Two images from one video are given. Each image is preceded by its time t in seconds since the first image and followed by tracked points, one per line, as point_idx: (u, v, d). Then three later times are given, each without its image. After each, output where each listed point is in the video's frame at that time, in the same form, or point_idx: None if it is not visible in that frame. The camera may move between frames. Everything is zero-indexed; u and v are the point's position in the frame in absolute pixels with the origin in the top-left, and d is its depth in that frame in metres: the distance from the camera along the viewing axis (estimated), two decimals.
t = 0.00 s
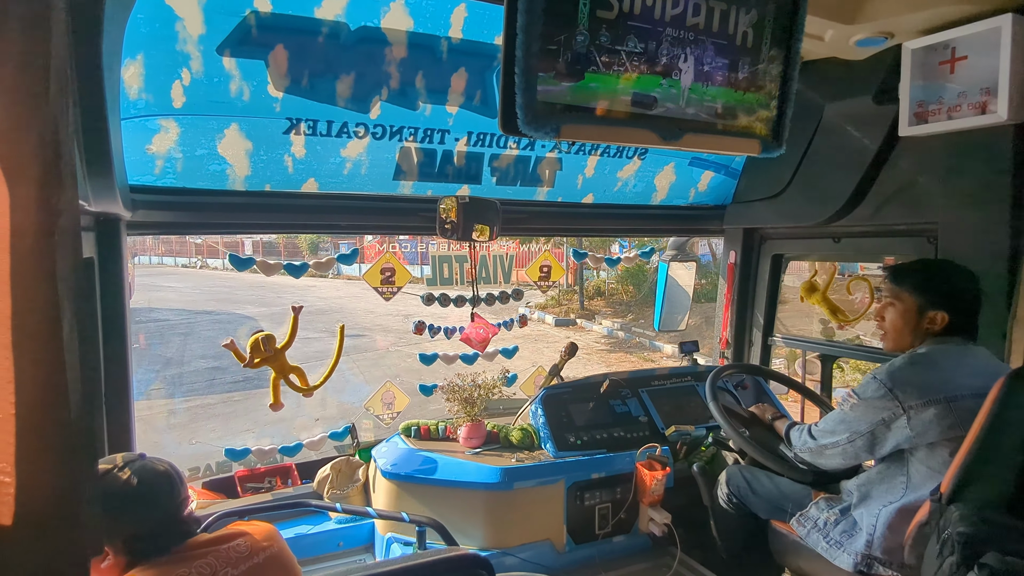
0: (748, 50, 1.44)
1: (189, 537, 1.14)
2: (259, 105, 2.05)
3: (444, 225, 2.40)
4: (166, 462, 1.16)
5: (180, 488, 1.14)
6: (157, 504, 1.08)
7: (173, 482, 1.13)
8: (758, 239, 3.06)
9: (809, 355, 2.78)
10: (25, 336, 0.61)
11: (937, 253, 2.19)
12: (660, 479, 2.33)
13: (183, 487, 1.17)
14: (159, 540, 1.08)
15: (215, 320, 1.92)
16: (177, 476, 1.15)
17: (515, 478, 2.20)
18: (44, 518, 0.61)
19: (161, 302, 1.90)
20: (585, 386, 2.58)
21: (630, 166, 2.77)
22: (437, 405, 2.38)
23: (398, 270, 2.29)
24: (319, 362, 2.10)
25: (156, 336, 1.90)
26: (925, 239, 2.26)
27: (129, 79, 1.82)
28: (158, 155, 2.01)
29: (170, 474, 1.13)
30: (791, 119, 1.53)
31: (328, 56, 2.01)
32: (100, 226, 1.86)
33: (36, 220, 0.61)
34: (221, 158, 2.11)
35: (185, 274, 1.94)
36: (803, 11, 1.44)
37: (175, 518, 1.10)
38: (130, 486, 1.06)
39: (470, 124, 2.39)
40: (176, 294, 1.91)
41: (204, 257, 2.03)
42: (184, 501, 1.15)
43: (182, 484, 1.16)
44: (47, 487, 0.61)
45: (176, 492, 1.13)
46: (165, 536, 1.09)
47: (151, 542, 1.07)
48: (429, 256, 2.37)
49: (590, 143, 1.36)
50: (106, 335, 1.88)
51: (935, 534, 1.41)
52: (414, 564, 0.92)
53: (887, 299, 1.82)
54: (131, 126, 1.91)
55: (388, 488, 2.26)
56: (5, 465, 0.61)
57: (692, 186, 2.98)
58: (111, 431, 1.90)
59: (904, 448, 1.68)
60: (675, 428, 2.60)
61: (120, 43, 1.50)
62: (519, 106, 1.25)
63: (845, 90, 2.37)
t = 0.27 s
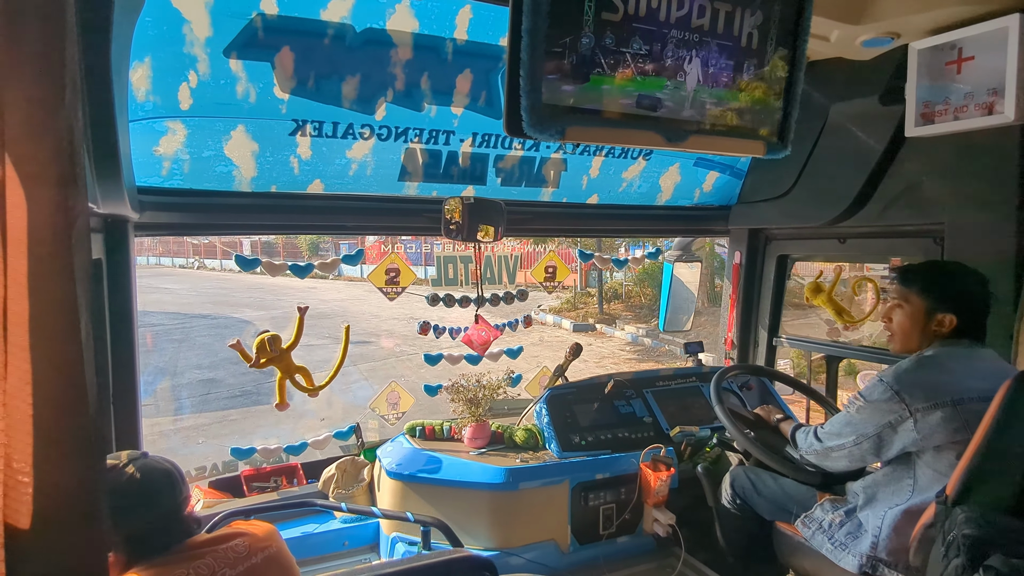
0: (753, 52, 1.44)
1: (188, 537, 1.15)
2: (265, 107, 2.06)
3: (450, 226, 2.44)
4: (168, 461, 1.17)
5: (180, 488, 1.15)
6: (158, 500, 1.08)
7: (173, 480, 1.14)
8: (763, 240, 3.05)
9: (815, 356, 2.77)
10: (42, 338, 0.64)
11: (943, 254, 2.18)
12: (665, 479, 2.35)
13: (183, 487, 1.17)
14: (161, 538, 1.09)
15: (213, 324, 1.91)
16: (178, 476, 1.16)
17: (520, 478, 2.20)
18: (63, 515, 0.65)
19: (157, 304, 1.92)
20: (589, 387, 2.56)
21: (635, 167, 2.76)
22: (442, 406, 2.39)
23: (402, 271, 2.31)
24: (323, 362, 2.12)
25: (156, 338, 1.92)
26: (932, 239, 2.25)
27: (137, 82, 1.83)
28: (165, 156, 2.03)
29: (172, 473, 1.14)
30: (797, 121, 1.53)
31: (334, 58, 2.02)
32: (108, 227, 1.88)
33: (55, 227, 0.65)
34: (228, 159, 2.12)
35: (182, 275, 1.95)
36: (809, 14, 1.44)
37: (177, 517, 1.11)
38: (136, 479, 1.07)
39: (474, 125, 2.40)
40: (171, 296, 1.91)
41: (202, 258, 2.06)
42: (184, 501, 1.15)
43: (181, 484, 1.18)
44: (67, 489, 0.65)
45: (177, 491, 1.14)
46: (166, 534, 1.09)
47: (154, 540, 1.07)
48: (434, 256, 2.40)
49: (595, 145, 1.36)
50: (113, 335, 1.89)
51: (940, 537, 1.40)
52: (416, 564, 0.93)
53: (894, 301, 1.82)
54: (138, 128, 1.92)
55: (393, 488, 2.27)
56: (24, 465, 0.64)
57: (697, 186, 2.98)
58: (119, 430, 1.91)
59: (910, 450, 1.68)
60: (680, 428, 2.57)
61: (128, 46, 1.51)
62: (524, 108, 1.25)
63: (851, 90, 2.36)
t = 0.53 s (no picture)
0: (757, 45, 1.43)
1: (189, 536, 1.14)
2: (267, 103, 2.06)
3: (452, 223, 2.45)
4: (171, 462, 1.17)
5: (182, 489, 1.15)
6: (161, 498, 1.09)
7: (177, 477, 1.15)
8: (767, 236, 3.04)
9: (819, 352, 2.76)
10: (48, 330, 0.69)
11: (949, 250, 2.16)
12: (669, 476, 2.33)
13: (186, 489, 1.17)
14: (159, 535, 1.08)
15: (206, 328, 1.91)
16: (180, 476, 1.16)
17: (523, 475, 2.20)
18: (71, 506, 0.71)
19: (152, 307, 1.93)
20: (592, 384, 2.55)
21: (638, 163, 2.75)
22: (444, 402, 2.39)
23: (405, 268, 2.33)
24: (326, 359, 2.14)
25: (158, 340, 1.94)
26: (937, 235, 2.23)
27: (139, 78, 1.83)
28: (168, 153, 2.03)
29: (173, 472, 1.14)
30: (802, 114, 1.52)
31: (336, 54, 2.01)
32: (111, 224, 1.88)
33: (60, 222, 0.69)
34: (230, 156, 2.12)
35: (177, 275, 1.96)
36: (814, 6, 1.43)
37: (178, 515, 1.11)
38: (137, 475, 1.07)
39: (477, 121, 2.39)
40: (165, 298, 1.92)
41: (197, 259, 2.03)
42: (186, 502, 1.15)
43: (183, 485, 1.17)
44: (69, 483, 0.70)
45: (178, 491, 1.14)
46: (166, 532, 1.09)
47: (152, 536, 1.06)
48: (436, 255, 2.41)
49: (598, 139, 1.35)
50: (116, 332, 1.89)
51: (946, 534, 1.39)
52: (419, 559, 0.92)
53: (899, 296, 1.81)
54: (141, 124, 1.92)
55: (396, 484, 2.26)
56: (29, 458, 0.70)
57: (700, 183, 2.97)
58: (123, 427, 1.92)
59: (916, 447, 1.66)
60: (684, 425, 2.56)
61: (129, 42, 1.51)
62: (527, 103, 1.24)
63: (855, 85, 2.35)
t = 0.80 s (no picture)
0: (754, 49, 1.43)
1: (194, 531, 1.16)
2: (267, 105, 2.07)
3: (452, 223, 2.45)
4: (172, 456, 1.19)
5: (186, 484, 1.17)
6: (164, 496, 1.11)
7: (180, 473, 1.16)
8: (766, 237, 3.04)
9: (818, 352, 2.77)
10: (55, 337, 0.70)
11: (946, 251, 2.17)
12: (666, 476, 2.35)
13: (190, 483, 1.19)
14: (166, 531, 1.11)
15: (197, 336, 1.94)
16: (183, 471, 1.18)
17: (522, 474, 2.21)
18: (74, 507, 0.72)
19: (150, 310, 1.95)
20: (592, 384, 2.57)
21: (638, 164, 2.76)
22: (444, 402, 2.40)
23: (404, 269, 2.32)
24: (326, 360, 2.16)
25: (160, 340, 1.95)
26: (934, 236, 2.24)
27: (140, 81, 1.85)
28: (169, 155, 2.04)
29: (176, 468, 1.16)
30: (799, 117, 1.53)
31: (336, 56, 2.02)
32: (113, 225, 1.89)
33: (64, 228, 0.70)
34: (231, 158, 2.13)
35: (170, 277, 1.97)
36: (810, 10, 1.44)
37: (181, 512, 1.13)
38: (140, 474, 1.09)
39: (476, 122, 2.40)
40: (157, 302, 1.94)
41: (190, 260, 2.05)
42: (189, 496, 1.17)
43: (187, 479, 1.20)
44: (75, 485, 0.72)
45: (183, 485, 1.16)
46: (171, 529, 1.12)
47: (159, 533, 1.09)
48: (436, 256, 2.41)
49: (596, 142, 1.36)
50: (118, 332, 1.91)
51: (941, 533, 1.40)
52: (418, 560, 0.94)
53: (891, 295, 1.83)
54: (142, 127, 1.93)
55: (396, 484, 2.28)
56: (34, 462, 0.71)
57: (700, 183, 2.97)
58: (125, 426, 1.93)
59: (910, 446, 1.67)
60: (683, 425, 2.58)
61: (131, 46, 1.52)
62: (525, 107, 1.25)
63: (854, 86, 2.36)
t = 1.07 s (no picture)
0: (751, 50, 1.43)
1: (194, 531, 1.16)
2: (264, 105, 2.06)
3: (448, 224, 2.41)
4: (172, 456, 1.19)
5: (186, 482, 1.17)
6: (162, 496, 1.11)
7: (180, 472, 1.16)
8: (763, 238, 3.05)
9: (815, 354, 2.77)
10: (46, 335, 0.69)
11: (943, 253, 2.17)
12: (664, 477, 2.35)
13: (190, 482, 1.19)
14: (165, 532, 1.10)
15: (190, 337, 1.94)
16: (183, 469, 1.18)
17: (519, 476, 2.20)
18: (66, 505, 0.71)
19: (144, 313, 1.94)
20: (589, 386, 2.56)
21: (635, 166, 2.76)
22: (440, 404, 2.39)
23: (401, 270, 2.34)
24: (324, 361, 2.17)
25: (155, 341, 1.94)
26: (931, 238, 2.25)
27: (136, 80, 1.84)
28: (165, 155, 2.03)
29: (175, 467, 1.16)
30: (795, 119, 1.53)
31: (333, 56, 2.02)
32: (108, 225, 1.88)
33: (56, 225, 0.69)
34: (227, 158, 2.13)
35: (160, 280, 1.97)
36: (807, 12, 1.44)
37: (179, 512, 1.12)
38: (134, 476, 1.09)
39: (474, 123, 2.40)
40: (144, 305, 1.94)
41: (182, 261, 2.06)
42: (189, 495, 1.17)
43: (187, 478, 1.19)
44: (68, 483, 0.71)
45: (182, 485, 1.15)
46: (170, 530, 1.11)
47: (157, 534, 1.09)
48: (433, 256, 2.42)
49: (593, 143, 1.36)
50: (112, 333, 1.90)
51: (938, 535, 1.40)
52: (415, 560, 0.93)
53: (890, 298, 1.83)
54: (138, 126, 1.92)
55: (393, 485, 2.27)
56: (27, 461, 0.70)
57: (697, 185, 2.97)
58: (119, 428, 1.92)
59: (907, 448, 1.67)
60: (679, 426, 2.59)
61: (128, 45, 1.52)
62: (522, 107, 1.25)
63: (851, 88, 2.36)
